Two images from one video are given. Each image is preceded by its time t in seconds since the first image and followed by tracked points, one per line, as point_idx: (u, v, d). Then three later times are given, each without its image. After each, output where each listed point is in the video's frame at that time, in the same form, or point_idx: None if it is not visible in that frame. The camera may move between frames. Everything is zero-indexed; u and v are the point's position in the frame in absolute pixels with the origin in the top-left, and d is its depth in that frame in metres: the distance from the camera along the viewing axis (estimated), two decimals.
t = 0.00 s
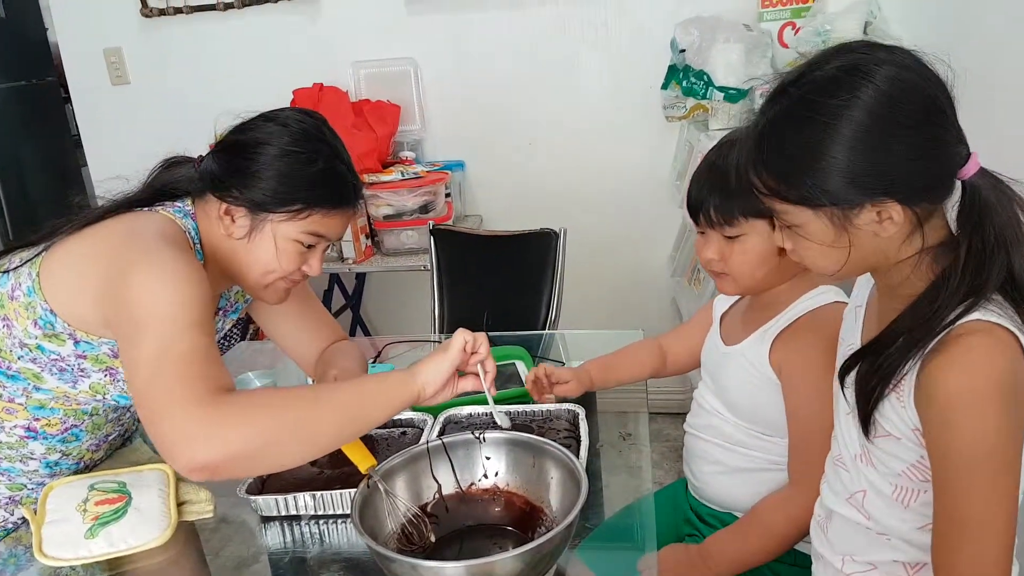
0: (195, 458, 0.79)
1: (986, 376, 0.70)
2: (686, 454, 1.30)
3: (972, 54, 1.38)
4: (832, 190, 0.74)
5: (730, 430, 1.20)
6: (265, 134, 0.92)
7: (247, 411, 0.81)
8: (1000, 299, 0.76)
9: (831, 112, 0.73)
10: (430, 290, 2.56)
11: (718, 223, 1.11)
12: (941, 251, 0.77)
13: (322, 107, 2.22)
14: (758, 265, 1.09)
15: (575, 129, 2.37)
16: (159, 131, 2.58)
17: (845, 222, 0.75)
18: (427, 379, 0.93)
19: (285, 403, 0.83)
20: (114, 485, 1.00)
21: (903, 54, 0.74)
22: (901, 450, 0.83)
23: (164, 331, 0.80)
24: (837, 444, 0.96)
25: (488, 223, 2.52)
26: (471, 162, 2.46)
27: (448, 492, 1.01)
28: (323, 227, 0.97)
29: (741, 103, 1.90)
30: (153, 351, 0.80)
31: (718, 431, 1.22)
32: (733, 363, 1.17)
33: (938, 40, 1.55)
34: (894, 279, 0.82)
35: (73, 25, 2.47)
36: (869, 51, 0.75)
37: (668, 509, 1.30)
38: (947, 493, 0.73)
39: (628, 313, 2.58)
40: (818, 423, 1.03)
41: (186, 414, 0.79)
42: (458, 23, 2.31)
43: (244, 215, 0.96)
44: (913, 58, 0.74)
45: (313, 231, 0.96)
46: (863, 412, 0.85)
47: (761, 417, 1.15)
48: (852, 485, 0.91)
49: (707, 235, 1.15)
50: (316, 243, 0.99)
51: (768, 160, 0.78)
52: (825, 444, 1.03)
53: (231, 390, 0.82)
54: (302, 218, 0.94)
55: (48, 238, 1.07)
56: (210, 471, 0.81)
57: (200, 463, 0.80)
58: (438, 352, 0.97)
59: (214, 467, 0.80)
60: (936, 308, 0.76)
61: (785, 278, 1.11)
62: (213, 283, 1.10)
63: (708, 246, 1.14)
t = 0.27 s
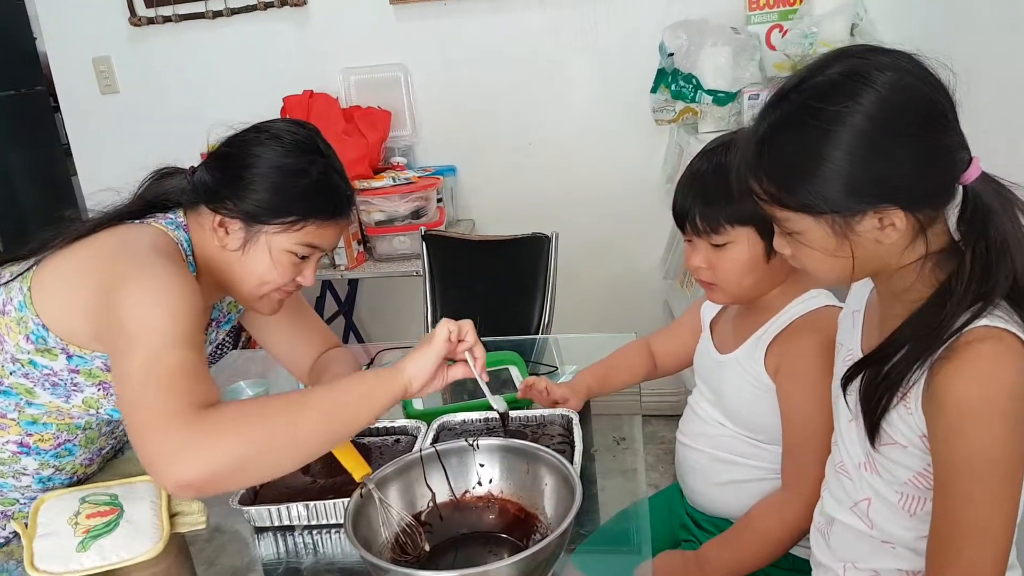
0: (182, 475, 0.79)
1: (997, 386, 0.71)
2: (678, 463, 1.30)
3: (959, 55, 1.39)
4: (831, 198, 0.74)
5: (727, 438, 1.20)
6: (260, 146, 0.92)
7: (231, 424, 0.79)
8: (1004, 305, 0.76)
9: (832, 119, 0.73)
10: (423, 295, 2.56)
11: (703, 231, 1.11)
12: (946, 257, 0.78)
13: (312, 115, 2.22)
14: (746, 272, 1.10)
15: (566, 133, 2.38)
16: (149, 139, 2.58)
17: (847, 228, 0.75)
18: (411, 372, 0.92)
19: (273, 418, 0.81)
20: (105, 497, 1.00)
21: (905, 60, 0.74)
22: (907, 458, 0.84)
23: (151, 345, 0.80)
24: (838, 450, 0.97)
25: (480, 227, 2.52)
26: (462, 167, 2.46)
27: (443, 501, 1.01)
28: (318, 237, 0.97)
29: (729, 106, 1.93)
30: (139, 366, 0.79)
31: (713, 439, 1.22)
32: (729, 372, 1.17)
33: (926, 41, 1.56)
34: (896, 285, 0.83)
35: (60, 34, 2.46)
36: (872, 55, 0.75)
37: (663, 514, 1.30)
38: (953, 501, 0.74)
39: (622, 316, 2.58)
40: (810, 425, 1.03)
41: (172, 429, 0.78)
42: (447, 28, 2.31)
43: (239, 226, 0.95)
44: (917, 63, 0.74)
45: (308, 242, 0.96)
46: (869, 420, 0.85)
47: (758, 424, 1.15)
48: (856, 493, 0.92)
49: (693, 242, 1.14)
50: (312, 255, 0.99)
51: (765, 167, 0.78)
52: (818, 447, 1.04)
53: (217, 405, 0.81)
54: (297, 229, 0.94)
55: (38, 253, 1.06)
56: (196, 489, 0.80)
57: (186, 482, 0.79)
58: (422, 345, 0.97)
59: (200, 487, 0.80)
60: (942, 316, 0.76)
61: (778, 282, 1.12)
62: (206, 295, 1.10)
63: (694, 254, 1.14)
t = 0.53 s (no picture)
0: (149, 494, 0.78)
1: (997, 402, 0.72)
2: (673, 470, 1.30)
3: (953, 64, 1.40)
4: (832, 211, 0.74)
5: (720, 443, 1.20)
6: (245, 141, 0.92)
7: (204, 442, 0.78)
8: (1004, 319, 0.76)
9: (831, 133, 0.74)
10: (417, 299, 2.55)
11: (703, 239, 1.12)
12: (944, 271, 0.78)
13: (307, 117, 2.21)
14: (745, 279, 1.10)
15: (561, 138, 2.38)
16: (143, 142, 2.57)
17: (849, 244, 0.75)
18: (384, 385, 0.87)
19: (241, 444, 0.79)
20: (99, 502, 0.99)
21: (905, 73, 0.74)
22: (906, 471, 0.84)
23: (130, 359, 0.80)
24: (834, 460, 0.97)
25: (475, 232, 2.52)
26: (457, 171, 2.46)
27: (437, 505, 1.01)
28: (308, 231, 0.97)
29: (724, 112, 1.93)
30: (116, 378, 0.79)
31: (707, 444, 1.22)
32: (722, 375, 1.17)
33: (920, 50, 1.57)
34: (894, 295, 0.83)
35: (55, 36, 2.45)
36: (870, 69, 0.75)
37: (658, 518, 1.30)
38: (951, 515, 0.74)
39: (617, 320, 2.58)
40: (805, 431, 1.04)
41: (142, 447, 0.78)
42: (442, 33, 2.31)
43: (227, 223, 0.95)
44: (916, 76, 0.74)
45: (298, 236, 0.96)
46: (867, 433, 0.86)
47: (751, 426, 1.15)
48: (853, 505, 0.92)
49: (695, 249, 1.15)
50: (303, 249, 0.98)
51: (764, 180, 0.79)
52: (813, 453, 1.04)
53: (186, 424, 0.80)
54: (286, 222, 0.94)
55: (26, 255, 1.06)
56: (162, 510, 0.80)
57: (151, 505, 0.79)
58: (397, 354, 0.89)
59: (163, 508, 0.79)
60: (942, 330, 0.76)
61: (772, 283, 1.12)
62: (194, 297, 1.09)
63: (694, 260, 1.14)
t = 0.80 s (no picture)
0: (148, 497, 0.78)
1: (991, 406, 0.72)
2: (671, 471, 1.30)
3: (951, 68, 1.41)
4: (837, 210, 0.75)
5: (719, 443, 1.20)
6: (232, 140, 0.92)
7: (203, 446, 0.78)
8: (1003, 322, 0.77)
9: (838, 132, 0.74)
10: (415, 302, 2.55)
11: (708, 247, 1.11)
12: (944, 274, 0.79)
13: (305, 120, 2.21)
14: (749, 287, 1.11)
15: (559, 141, 2.39)
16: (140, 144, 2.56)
17: (851, 243, 0.76)
18: (392, 405, 0.89)
19: (240, 447, 0.80)
20: (98, 503, 0.99)
21: (914, 75, 0.75)
22: (901, 472, 0.84)
23: (127, 361, 0.80)
24: (831, 461, 0.98)
25: (472, 234, 2.52)
26: (455, 174, 2.47)
27: (437, 507, 1.01)
28: (295, 228, 0.96)
29: (722, 115, 1.93)
30: (111, 381, 0.79)
31: (704, 444, 1.22)
32: (719, 376, 1.17)
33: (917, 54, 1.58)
34: (893, 296, 0.83)
35: (52, 38, 2.45)
36: (877, 69, 0.76)
37: (656, 521, 1.30)
38: (941, 516, 0.75)
39: (615, 323, 2.58)
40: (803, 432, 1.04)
41: (138, 449, 0.77)
42: (441, 36, 2.32)
43: (213, 222, 0.95)
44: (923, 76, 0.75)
45: (285, 234, 0.96)
46: (864, 433, 0.86)
47: (749, 428, 1.16)
48: (850, 505, 0.93)
49: (697, 255, 1.14)
50: (292, 247, 0.98)
51: (769, 178, 0.79)
52: (811, 454, 1.04)
53: (187, 425, 0.80)
54: (272, 220, 0.94)
55: (19, 257, 1.05)
56: (160, 511, 0.79)
57: (151, 505, 0.78)
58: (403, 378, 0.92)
59: (159, 508, 0.79)
60: (940, 332, 0.77)
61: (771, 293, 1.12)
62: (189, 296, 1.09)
63: (697, 267, 1.14)
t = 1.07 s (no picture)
0: (168, 502, 0.78)
1: (971, 394, 0.72)
2: (670, 468, 1.30)
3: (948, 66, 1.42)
4: (831, 200, 0.75)
5: (717, 439, 1.20)
6: (235, 145, 0.92)
7: (219, 450, 0.79)
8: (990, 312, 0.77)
9: (832, 122, 0.74)
10: (413, 301, 2.55)
11: (711, 247, 1.11)
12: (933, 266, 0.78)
13: (301, 120, 2.21)
14: (749, 285, 1.10)
15: (556, 140, 2.38)
16: (135, 144, 2.55)
17: (842, 231, 0.76)
18: (406, 411, 0.89)
19: (255, 452, 0.80)
20: (97, 504, 0.99)
21: (908, 67, 0.75)
22: (885, 460, 0.85)
23: (139, 365, 0.79)
24: (825, 452, 0.98)
25: (470, 233, 2.52)
26: (452, 173, 2.46)
27: (437, 506, 1.01)
28: (303, 232, 0.96)
29: (718, 113, 1.93)
30: (123, 387, 0.78)
31: (703, 441, 1.22)
32: (718, 373, 1.17)
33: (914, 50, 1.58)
34: (887, 288, 0.83)
35: (47, 38, 2.44)
36: (871, 61, 0.76)
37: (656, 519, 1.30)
38: (916, 501, 0.75)
39: (613, 321, 2.58)
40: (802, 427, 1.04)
41: (154, 453, 0.77)
42: (436, 35, 2.31)
43: (221, 229, 0.95)
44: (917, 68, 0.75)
45: (293, 238, 0.95)
46: (851, 420, 0.86)
47: (748, 424, 1.15)
48: (841, 493, 0.93)
49: (697, 253, 1.14)
50: (299, 251, 0.98)
51: (766, 169, 0.79)
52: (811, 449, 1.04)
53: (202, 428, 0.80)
54: (279, 225, 0.94)
55: (23, 261, 1.04)
56: (178, 514, 0.79)
57: (170, 507, 0.78)
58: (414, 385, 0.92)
59: (176, 511, 0.79)
60: (928, 323, 0.77)
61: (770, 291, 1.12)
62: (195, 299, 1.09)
63: (697, 266, 1.14)
